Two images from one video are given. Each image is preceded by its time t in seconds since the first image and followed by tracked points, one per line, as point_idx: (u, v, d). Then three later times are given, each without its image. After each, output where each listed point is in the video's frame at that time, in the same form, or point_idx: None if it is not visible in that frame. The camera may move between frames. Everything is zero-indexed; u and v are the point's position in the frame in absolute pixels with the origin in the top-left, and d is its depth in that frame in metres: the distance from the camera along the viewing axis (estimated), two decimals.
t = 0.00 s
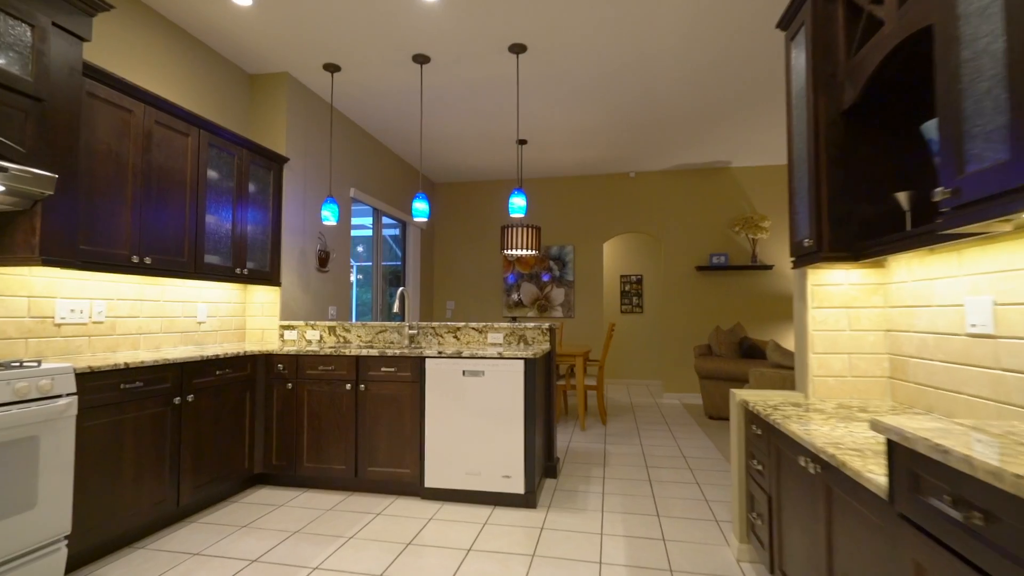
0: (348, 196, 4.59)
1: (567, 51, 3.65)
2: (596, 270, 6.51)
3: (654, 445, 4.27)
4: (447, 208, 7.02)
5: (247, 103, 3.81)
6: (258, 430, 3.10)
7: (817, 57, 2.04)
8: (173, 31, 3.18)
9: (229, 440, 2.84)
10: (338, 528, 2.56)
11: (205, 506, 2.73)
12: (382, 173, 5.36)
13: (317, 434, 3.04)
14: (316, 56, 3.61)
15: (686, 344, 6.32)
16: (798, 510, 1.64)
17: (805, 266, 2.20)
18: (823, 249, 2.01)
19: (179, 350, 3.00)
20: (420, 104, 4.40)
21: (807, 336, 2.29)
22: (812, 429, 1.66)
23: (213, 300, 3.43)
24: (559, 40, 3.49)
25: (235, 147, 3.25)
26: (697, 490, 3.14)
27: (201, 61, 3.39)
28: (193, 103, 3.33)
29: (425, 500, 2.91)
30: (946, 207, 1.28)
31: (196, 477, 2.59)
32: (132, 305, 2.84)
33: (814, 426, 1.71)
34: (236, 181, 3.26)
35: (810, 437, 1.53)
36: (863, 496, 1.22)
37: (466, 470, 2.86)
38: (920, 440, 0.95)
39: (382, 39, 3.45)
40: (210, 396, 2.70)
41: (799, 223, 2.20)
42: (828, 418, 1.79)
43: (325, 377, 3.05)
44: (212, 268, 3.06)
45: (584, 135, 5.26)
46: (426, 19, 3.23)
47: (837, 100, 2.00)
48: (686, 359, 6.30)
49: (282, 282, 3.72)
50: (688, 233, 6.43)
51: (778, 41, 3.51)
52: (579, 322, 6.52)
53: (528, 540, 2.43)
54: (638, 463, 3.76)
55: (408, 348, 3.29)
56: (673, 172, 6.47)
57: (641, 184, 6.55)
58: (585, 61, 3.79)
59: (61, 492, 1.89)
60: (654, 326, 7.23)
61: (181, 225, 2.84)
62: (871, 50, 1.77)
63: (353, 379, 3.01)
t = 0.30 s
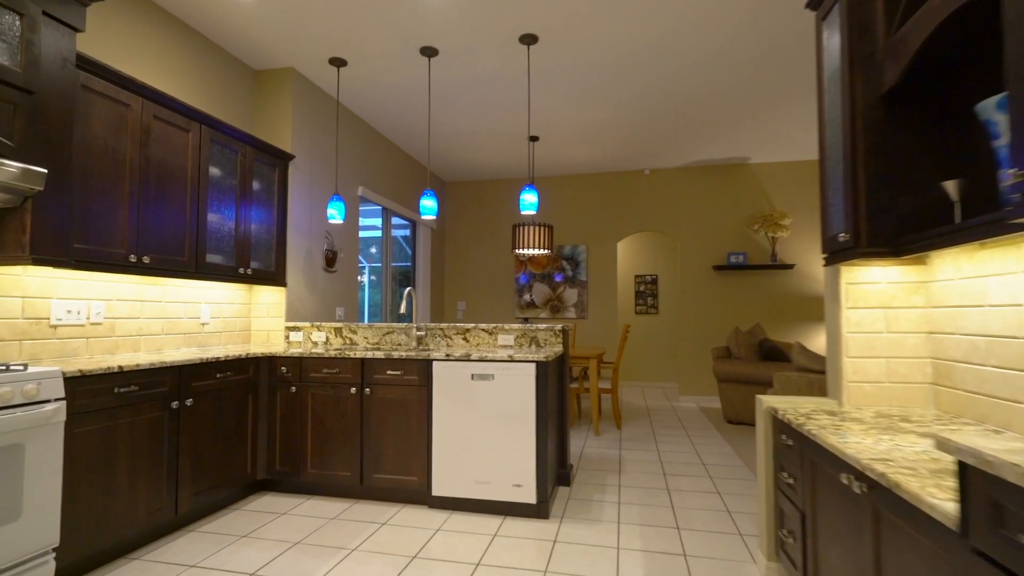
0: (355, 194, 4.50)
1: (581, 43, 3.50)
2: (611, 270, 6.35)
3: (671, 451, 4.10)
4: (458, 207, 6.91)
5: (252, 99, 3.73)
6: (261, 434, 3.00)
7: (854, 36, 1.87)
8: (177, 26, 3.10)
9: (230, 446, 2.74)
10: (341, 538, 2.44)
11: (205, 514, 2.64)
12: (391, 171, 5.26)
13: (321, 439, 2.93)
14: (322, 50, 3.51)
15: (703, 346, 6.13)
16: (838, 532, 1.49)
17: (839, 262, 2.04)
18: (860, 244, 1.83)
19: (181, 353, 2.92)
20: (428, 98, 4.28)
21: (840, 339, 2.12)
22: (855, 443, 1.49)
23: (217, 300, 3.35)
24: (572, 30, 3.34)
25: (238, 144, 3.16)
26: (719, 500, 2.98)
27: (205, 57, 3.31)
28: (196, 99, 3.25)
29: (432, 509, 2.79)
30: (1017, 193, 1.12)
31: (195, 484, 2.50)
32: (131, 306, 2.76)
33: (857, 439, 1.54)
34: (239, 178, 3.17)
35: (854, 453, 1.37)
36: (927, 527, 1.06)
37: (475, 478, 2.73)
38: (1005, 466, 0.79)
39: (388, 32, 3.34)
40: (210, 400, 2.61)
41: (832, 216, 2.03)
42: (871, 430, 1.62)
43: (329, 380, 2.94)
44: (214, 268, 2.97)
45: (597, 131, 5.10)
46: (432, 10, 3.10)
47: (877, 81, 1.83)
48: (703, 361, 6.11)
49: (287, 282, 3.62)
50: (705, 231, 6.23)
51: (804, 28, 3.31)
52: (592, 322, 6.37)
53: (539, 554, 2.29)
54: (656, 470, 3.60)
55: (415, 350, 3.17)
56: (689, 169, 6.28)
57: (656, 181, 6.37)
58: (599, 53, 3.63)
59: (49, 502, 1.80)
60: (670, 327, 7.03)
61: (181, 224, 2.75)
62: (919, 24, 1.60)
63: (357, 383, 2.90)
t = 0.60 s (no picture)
0: (371, 194, 4.42)
1: (602, 33, 3.33)
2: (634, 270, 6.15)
3: (699, 459, 3.90)
4: (477, 207, 6.80)
5: (267, 99, 3.68)
6: (274, 440, 2.93)
7: (909, 8, 1.67)
8: (190, 24, 3.06)
9: (241, 452, 2.68)
10: (351, 551, 2.35)
11: (215, 521, 2.58)
12: (408, 170, 5.17)
13: (334, 445, 2.85)
14: (335, 46, 3.43)
15: (731, 348, 5.88)
16: (897, 566, 1.30)
17: (890, 260, 1.84)
18: (916, 240, 1.64)
19: (193, 356, 2.87)
20: (445, 94, 4.18)
21: (890, 345, 1.92)
22: (917, 465, 1.31)
23: (231, 302, 3.31)
24: (593, 20, 3.18)
25: (250, 143, 3.11)
26: (753, 515, 2.78)
27: (218, 56, 3.26)
28: (209, 99, 3.20)
29: (447, 520, 2.67)
30: None
31: (204, 491, 2.43)
32: (143, 308, 2.73)
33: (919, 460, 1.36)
34: (252, 178, 3.11)
35: (919, 479, 1.19)
36: None
37: (492, 489, 2.60)
38: None
39: (402, 26, 3.23)
40: (220, 405, 2.55)
41: (881, 210, 1.84)
42: (933, 450, 1.43)
43: (341, 385, 2.85)
44: (226, 270, 2.92)
45: (619, 126, 4.93)
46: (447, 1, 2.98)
47: (935, 59, 1.64)
48: (731, 364, 5.87)
49: (302, 284, 3.56)
50: (733, 229, 5.99)
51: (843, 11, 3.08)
52: (614, 324, 6.19)
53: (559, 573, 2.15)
54: (683, 480, 3.42)
55: (430, 354, 3.06)
56: (716, 165, 6.04)
57: (681, 178, 6.15)
58: (622, 44, 3.46)
59: (48, 512, 1.74)
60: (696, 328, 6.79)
61: (191, 225, 2.70)
62: None
63: (370, 388, 2.80)
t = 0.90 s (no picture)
0: (397, 195, 4.38)
1: (634, 24, 3.17)
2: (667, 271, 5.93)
3: (739, 470, 3.69)
4: (505, 207, 6.71)
5: (293, 101, 3.67)
6: (299, 445, 2.91)
7: None
8: (217, 28, 3.07)
9: (266, 458, 2.65)
10: (375, 562, 2.28)
11: (241, 527, 2.56)
12: (434, 171, 5.12)
13: (359, 451, 2.79)
14: (359, 46, 3.38)
15: (772, 352, 5.60)
16: None
17: (963, 261, 1.64)
18: (998, 237, 1.44)
19: (221, 359, 2.87)
20: (471, 92, 4.09)
21: (964, 356, 1.71)
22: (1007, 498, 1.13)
23: (259, 306, 3.31)
24: (624, 10, 3.03)
25: (277, 146, 3.09)
26: (801, 535, 2.58)
27: (244, 59, 3.26)
28: (236, 102, 3.21)
29: (473, 532, 2.58)
30: None
31: (229, 497, 2.41)
32: (172, 312, 2.74)
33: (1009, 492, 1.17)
34: (278, 181, 3.10)
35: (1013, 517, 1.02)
36: None
37: (519, 501, 2.49)
38: None
39: (426, 23, 3.15)
40: (245, 410, 2.52)
41: (953, 204, 1.63)
42: None
43: (366, 390, 2.80)
44: (252, 273, 2.91)
45: (652, 121, 4.74)
46: None
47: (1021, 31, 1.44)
48: (772, 369, 5.59)
49: (328, 286, 3.53)
50: (773, 227, 5.70)
51: None
52: (647, 326, 5.99)
53: None
54: (723, 493, 3.22)
55: (456, 358, 2.97)
56: (754, 159, 5.76)
57: (717, 174, 5.89)
58: (655, 34, 3.29)
59: (73, 519, 1.73)
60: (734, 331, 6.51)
61: (218, 229, 2.69)
62: None
63: (394, 394, 2.74)
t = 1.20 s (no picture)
0: (431, 198, 4.37)
1: (674, 16, 3.03)
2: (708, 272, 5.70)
3: (790, 484, 3.48)
4: (539, 208, 6.62)
5: (329, 107, 3.70)
6: (335, 449, 2.91)
7: None
8: (255, 37, 3.12)
9: (301, 462, 2.66)
10: (408, 573, 2.23)
11: (277, 532, 2.57)
12: (468, 173, 5.09)
13: (393, 457, 2.77)
14: (393, 49, 3.38)
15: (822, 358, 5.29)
16: None
17: None
18: None
19: (259, 363, 2.91)
20: (504, 92, 4.03)
21: None
22: None
23: (295, 310, 3.34)
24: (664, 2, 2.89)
25: (313, 151, 3.12)
26: (862, 560, 2.38)
27: (281, 66, 3.31)
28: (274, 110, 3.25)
29: (507, 545, 2.50)
30: None
31: (266, 502, 2.43)
32: (213, 317, 2.78)
33: None
34: (314, 186, 3.12)
35: None
36: None
37: (555, 514, 2.40)
38: None
39: (459, 23, 3.11)
40: (281, 415, 2.54)
41: None
42: None
43: (400, 396, 2.77)
44: (289, 278, 2.93)
45: (692, 117, 4.56)
46: None
47: None
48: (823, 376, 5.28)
49: (364, 291, 3.54)
50: (823, 226, 5.39)
51: None
52: (687, 330, 5.77)
53: None
54: (772, 509, 3.03)
55: (490, 364, 2.91)
56: (802, 155, 5.47)
57: (762, 171, 5.62)
58: (697, 26, 3.14)
59: (116, 523, 1.76)
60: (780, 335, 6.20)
61: (256, 235, 2.72)
62: None
63: (428, 400, 2.70)
